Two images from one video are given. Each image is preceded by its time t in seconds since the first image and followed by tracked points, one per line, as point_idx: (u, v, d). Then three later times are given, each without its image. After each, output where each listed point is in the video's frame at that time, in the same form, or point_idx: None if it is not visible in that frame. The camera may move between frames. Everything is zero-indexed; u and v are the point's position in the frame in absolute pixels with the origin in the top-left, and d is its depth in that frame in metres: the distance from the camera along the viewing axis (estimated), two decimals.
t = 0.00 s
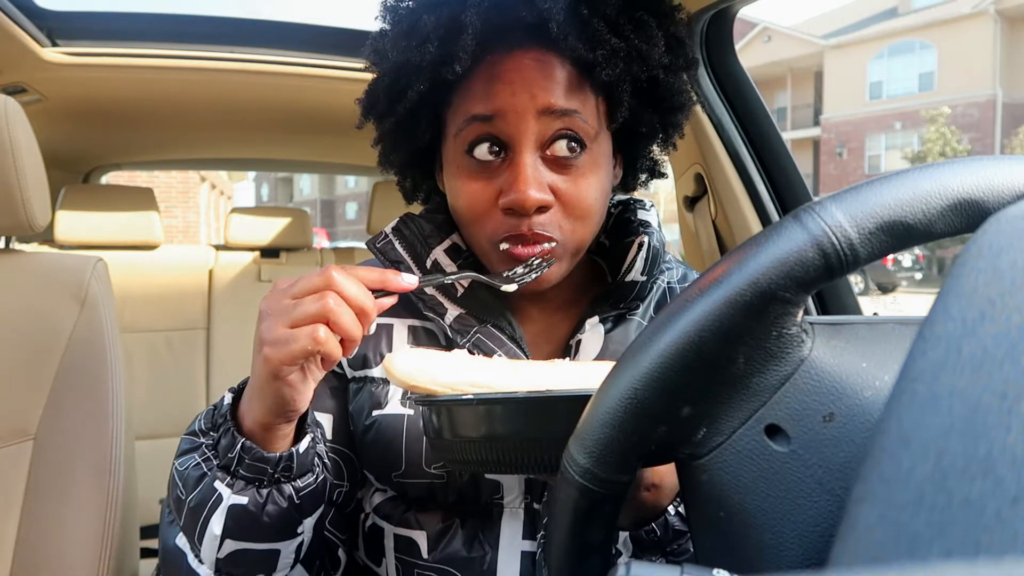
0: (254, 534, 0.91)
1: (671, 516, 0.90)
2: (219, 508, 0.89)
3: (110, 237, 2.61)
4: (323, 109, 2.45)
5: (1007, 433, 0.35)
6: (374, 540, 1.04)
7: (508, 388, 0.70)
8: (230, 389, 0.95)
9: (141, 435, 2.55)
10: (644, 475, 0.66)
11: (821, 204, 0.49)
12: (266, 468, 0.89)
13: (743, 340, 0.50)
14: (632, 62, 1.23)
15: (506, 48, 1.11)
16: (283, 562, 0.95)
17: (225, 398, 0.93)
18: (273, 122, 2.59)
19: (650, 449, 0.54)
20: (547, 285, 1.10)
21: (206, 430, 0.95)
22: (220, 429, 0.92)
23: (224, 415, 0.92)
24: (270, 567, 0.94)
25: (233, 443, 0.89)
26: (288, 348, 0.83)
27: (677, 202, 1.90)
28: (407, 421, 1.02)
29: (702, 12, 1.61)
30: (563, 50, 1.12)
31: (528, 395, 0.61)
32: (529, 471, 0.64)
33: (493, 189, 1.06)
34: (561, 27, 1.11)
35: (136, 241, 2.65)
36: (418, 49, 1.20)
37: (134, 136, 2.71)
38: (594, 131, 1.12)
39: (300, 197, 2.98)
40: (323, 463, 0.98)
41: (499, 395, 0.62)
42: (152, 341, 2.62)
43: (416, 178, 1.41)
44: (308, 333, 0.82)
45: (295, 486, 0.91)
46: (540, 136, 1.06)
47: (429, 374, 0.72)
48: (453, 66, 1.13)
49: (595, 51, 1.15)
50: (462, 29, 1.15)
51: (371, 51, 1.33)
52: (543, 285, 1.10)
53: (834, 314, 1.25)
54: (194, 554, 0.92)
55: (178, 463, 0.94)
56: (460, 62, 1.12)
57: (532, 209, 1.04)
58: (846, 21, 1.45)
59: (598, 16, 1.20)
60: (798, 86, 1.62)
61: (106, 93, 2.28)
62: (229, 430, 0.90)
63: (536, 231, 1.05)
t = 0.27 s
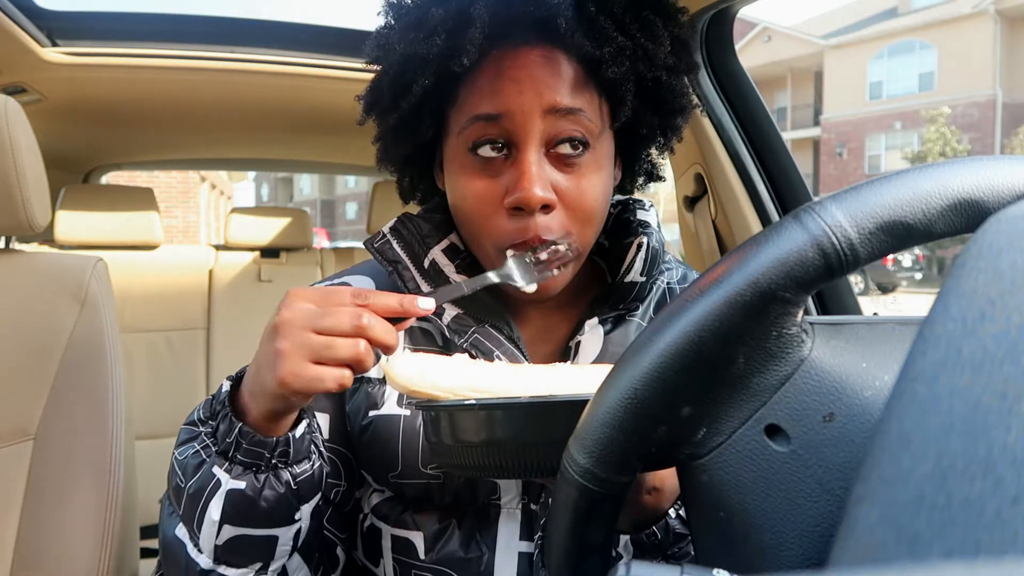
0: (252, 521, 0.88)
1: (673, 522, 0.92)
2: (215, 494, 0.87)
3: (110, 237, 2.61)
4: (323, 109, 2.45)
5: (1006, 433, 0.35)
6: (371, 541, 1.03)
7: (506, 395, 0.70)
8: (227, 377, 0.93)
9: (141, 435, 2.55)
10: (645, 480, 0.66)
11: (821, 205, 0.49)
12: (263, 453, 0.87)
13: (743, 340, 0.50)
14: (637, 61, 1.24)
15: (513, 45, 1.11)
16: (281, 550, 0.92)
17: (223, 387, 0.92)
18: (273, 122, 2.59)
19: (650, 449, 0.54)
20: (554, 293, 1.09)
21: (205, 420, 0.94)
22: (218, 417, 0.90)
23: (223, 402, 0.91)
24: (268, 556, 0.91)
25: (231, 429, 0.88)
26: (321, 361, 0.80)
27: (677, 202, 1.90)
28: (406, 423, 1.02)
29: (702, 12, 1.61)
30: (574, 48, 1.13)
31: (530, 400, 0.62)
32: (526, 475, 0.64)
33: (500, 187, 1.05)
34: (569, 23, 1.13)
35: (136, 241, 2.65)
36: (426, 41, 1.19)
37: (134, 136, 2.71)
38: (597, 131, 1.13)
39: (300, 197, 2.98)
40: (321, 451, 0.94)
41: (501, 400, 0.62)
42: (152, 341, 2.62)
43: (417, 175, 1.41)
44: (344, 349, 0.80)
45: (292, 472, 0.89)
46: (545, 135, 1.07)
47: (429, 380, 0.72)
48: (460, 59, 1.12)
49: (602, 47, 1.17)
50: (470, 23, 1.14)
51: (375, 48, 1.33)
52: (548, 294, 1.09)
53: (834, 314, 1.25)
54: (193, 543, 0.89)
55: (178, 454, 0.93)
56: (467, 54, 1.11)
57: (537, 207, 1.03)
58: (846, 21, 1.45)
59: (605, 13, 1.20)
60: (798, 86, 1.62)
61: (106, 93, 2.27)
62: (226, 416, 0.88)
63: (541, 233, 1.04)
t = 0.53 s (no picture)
0: (263, 520, 0.87)
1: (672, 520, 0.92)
2: (225, 495, 0.86)
3: (110, 237, 2.61)
4: (323, 109, 2.45)
5: (1007, 433, 0.35)
6: (374, 539, 1.03)
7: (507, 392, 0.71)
8: (231, 377, 0.91)
9: (141, 435, 2.55)
10: (645, 478, 0.66)
11: (821, 204, 0.49)
12: (273, 452, 0.86)
13: (743, 340, 0.50)
14: (638, 55, 1.24)
15: (515, 40, 1.12)
16: (290, 548, 0.91)
17: (226, 387, 0.90)
18: (273, 122, 2.59)
19: (650, 449, 0.54)
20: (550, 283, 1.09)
21: (208, 421, 0.91)
22: (224, 417, 0.89)
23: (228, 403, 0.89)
24: (278, 554, 0.90)
25: (239, 430, 0.87)
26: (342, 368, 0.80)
27: (677, 202, 1.90)
28: (407, 422, 1.02)
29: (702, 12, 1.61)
30: (577, 42, 1.14)
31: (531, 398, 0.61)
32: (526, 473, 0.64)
33: (500, 179, 1.05)
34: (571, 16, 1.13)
35: (136, 241, 2.65)
36: (428, 34, 1.20)
37: (134, 136, 2.71)
38: (598, 125, 1.13)
39: (300, 197, 2.98)
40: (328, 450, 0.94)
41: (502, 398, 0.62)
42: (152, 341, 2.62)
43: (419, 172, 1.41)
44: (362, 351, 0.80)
45: (300, 471, 0.88)
46: (547, 128, 1.06)
47: (431, 378, 0.72)
48: (462, 51, 1.12)
49: (603, 41, 1.17)
50: (474, 18, 1.14)
51: (378, 44, 1.33)
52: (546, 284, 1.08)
53: (834, 314, 1.25)
54: (201, 544, 0.88)
55: (182, 454, 0.90)
56: (469, 46, 1.12)
57: (538, 198, 1.03)
58: (845, 21, 1.45)
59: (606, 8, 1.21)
60: (798, 86, 1.62)
61: (106, 93, 2.27)
62: (234, 417, 0.87)
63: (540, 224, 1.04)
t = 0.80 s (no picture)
0: (302, 517, 0.88)
1: (677, 513, 0.93)
2: (265, 496, 0.86)
3: (110, 237, 2.61)
4: (323, 109, 2.45)
5: (1007, 433, 0.35)
6: (380, 532, 1.04)
7: (513, 381, 0.71)
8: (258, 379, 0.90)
9: (141, 435, 2.55)
10: (649, 471, 0.65)
11: (821, 204, 0.49)
12: (310, 451, 0.86)
13: (743, 340, 0.50)
14: (632, 53, 1.25)
15: (509, 37, 1.12)
16: (326, 541, 0.92)
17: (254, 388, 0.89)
18: (273, 122, 2.59)
19: (650, 449, 0.54)
20: (549, 275, 1.08)
21: (237, 422, 0.90)
22: (256, 417, 0.87)
23: (259, 405, 0.87)
24: (314, 547, 0.91)
25: (275, 432, 0.85)
26: (356, 369, 0.79)
27: (677, 202, 1.90)
28: (412, 415, 1.02)
29: (702, 12, 1.61)
30: (571, 40, 1.13)
31: (538, 388, 0.61)
32: (528, 464, 0.65)
33: (495, 176, 1.06)
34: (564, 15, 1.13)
35: (136, 241, 2.66)
36: (426, 33, 1.21)
37: (134, 136, 2.71)
38: (594, 122, 1.13)
39: (300, 197, 2.97)
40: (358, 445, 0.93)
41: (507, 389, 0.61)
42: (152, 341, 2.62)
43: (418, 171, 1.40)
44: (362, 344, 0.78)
45: (336, 467, 0.87)
46: (542, 123, 1.06)
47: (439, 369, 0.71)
48: (458, 50, 1.13)
49: (597, 40, 1.17)
50: (468, 19, 1.16)
51: (377, 45, 1.33)
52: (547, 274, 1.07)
53: (835, 314, 1.25)
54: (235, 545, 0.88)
55: (212, 457, 0.89)
56: (464, 46, 1.12)
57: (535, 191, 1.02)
58: (845, 21, 1.45)
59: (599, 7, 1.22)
60: (798, 86, 1.62)
61: (106, 92, 2.27)
62: (269, 418, 0.86)
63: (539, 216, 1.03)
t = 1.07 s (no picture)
0: (310, 514, 0.87)
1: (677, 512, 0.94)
2: (274, 491, 0.86)
3: (110, 237, 2.62)
4: (323, 109, 2.45)
5: (1007, 433, 0.35)
6: (380, 532, 1.04)
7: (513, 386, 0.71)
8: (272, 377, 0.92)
9: (141, 435, 2.56)
10: (650, 471, 0.65)
11: (821, 205, 0.49)
12: (321, 447, 0.87)
13: (743, 340, 0.50)
14: (628, 51, 1.24)
15: (506, 37, 1.12)
16: (331, 539, 0.91)
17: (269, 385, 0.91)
18: (273, 122, 2.59)
19: (650, 449, 0.54)
20: (546, 278, 1.08)
21: (248, 419, 0.91)
22: (267, 414, 0.89)
23: (272, 401, 0.89)
24: (319, 545, 0.91)
25: (286, 428, 0.87)
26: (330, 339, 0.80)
27: (677, 202, 1.90)
28: (410, 414, 1.02)
29: (702, 12, 1.61)
30: (567, 39, 1.13)
31: (539, 392, 0.61)
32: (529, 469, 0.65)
33: (494, 175, 1.05)
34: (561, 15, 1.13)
35: (136, 241, 2.66)
36: (423, 35, 1.21)
37: (134, 136, 2.71)
38: (590, 121, 1.13)
39: (300, 197, 2.96)
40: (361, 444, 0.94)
41: (510, 394, 0.61)
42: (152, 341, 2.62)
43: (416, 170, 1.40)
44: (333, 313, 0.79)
45: (343, 465, 0.88)
46: (539, 123, 1.07)
47: (437, 374, 0.71)
48: (455, 50, 1.13)
49: (593, 38, 1.17)
50: (465, 18, 1.15)
51: (376, 45, 1.33)
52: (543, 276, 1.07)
53: (834, 314, 1.25)
54: (240, 541, 0.88)
55: (221, 452, 0.89)
56: (462, 46, 1.12)
57: (532, 193, 1.02)
58: (846, 21, 1.45)
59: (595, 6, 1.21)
60: (798, 86, 1.62)
61: (106, 93, 2.27)
62: (280, 415, 0.87)
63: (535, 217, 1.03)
